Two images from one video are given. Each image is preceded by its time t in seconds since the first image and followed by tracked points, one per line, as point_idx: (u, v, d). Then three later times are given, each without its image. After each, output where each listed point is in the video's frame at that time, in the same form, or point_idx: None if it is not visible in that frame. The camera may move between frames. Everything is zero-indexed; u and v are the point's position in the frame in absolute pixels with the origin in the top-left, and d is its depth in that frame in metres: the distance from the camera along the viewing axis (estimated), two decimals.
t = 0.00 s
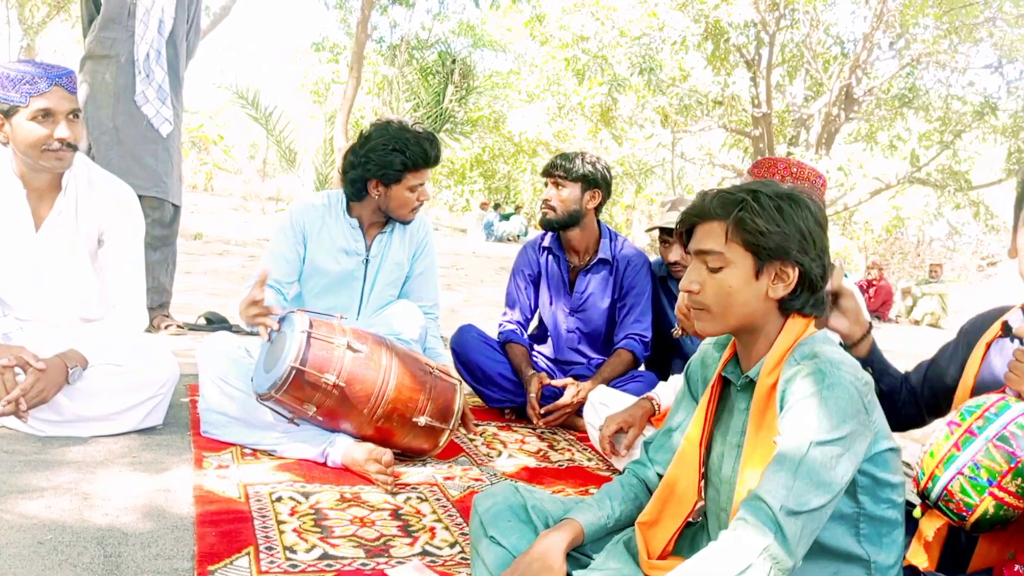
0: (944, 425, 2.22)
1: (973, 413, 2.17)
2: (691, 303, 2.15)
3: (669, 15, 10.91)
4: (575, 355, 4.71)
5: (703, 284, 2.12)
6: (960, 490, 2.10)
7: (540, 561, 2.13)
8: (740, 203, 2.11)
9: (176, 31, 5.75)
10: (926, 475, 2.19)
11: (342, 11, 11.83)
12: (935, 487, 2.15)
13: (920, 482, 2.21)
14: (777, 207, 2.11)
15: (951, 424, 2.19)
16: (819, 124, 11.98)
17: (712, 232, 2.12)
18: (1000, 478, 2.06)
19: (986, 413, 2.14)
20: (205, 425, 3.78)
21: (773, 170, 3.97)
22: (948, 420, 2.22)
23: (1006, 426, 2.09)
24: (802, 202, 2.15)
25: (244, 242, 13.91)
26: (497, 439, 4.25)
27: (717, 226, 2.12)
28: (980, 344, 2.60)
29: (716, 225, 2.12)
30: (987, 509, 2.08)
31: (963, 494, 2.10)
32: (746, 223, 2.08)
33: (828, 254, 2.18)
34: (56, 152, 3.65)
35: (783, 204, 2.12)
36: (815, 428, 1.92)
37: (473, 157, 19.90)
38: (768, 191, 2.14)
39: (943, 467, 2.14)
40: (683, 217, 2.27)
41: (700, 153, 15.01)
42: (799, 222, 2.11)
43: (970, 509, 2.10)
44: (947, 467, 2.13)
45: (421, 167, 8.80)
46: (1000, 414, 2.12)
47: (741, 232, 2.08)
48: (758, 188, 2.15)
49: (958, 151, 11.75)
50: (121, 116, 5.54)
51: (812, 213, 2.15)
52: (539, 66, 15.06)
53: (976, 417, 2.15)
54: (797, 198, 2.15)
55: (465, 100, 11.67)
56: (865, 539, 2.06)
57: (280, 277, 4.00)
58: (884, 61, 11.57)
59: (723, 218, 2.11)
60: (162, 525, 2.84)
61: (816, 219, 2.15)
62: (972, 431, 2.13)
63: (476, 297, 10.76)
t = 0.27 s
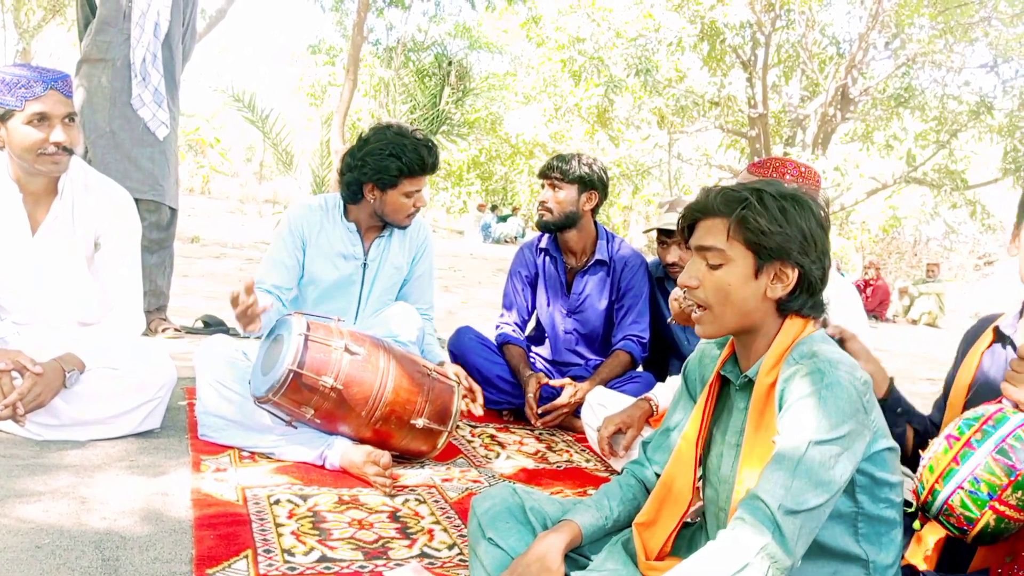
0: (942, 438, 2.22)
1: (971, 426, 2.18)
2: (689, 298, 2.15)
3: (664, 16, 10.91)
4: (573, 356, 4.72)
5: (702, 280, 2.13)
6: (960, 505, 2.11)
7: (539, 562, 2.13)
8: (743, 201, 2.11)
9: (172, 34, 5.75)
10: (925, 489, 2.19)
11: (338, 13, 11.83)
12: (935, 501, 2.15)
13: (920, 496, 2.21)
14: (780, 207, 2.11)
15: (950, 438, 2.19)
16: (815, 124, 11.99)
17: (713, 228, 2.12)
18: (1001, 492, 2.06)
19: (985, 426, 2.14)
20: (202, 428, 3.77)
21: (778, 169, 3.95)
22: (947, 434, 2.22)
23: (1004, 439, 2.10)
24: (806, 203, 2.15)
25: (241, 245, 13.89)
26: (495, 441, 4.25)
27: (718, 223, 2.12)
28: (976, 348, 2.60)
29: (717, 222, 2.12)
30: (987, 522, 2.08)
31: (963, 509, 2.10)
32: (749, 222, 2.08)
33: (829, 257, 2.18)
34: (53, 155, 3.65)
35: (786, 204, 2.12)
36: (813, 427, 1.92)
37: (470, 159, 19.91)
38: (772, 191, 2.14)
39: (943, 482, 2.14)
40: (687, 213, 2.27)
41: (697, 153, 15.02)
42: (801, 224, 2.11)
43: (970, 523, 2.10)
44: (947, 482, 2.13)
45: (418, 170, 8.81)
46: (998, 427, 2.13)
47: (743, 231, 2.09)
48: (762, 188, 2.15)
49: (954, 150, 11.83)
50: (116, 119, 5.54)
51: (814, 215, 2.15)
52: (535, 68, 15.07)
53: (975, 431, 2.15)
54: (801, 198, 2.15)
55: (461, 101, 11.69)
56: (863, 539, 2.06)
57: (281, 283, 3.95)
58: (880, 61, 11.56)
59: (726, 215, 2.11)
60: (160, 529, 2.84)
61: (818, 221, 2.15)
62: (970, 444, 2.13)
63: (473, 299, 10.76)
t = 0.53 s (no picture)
0: (938, 429, 2.23)
1: (966, 417, 2.18)
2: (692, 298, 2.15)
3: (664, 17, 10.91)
4: (572, 357, 4.72)
5: (705, 280, 2.13)
6: (954, 494, 2.11)
7: (539, 563, 2.13)
8: (746, 199, 2.11)
9: (171, 35, 5.75)
10: (921, 480, 2.20)
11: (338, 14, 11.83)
12: (930, 492, 2.16)
13: (916, 487, 2.22)
14: (783, 205, 2.11)
15: (946, 428, 2.20)
16: (815, 125, 12.00)
17: (715, 227, 2.13)
18: (994, 482, 2.06)
19: (979, 417, 2.15)
20: (202, 429, 3.77)
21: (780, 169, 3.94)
22: (943, 424, 2.23)
23: (999, 430, 2.10)
24: (808, 202, 2.15)
25: (241, 246, 13.90)
26: (495, 442, 4.26)
27: (721, 221, 2.12)
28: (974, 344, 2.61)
29: (721, 220, 2.12)
30: (982, 513, 2.08)
31: (958, 498, 2.11)
32: (752, 219, 2.08)
33: (830, 255, 2.18)
34: (52, 157, 3.66)
35: (788, 203, 2.12)
36: (813, 428, 1.92)
37: (470, 160, 19.92)
38: (775, 190, 2.14)
39: (937, 471, 2.15)
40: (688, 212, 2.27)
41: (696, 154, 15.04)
42: (804, 223, 2.11)
43: (965, 514, 2.10)
44: (941, 471, 2.14)
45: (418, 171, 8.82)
46: (993, 418, 2.13)
47: (746, 229, 2.09)
48: (765, 186, 2.15)
49: (953, 151, 11.87)
50: (115, 119, 5.54)
51: (817, 214, 2.15)
52: (535, 69, 15.08)
53: (970, 421, 2.16)
54: (803, 198, 2.15)
55: (461, 103, 11.70)
56: (862, 539, 2.06)
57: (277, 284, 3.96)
58: (879, 62, 11.43)
59: (729, 213, 2.12)
60: (160, 530, 2.84)
61: (819, 219, 2.16)
62: (964, 434, 2.14)
63: (474, 300, 10.77)
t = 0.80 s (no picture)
0: (938, 442, 2.22)
1: (966, 430, 2.18)
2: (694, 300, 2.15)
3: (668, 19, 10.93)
4: (575, 359, 4.72)
5: (707, 281, 2.13)
6: (957, 508, 2.10)
7: (542, 564, 2.13)
8: (748, 201, 2.11)
9: (174, 34, 5.75)
10: (922, 493, 2.19)
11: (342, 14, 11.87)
12: (933, 505, 2.15)
13: (917, 501, 2.21)
14: (784, 207, 2.11)
15: (945, 441, 2.19)
16: (818, 129, 12.01)
17: (717, 229, 2.13)
18: (998, 494, 2.06)
19: (980, 430, 2.15)
20: (206, 429, 3.78)
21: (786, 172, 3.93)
22: (941, 437, 2.22)
23: (1001, 442, 2.10)
24: (808, 205, 2.15)
25: (244, 246, 13.92)
26: (497, 443, 4.26)
27: (724, 223, 2.13)
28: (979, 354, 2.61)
29: (723, 223, 2.13)
30: (985, 525, 2.08)
31: (960, 512, 2.10)
32: (753, 221, 2.08)
33: (831, 258, 2.18)
34: (57, 156, 3.66)
35: (789, 205, 2.12)
36: (816, 432, 1.92)
37: (473, 161, 19.95)
38: (776, 192, 2.14)
39: (939, 484, 2.14)
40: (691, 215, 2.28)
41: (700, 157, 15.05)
42: (805, 224, 2.12)
43: (968, 527, 2.10)
44: (943, 485, 2.13)
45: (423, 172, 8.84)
46: (994, 430, 2.14)
47: (747, 231, 2.09)
48: (766, 188, 2.16)
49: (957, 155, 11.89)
50: (119, 119, 5.55)
51: (817, 217, 2.15)
52: (539, 71, 15.10)
53: (971, 434, 2.16)
54: (803, 200, 2.15)
55: (464, 104, 11.73)
56: (865, 543, 2.06)
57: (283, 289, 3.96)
58: (883, 66, 11.61)
59: (731, 215, 2.12)
60: (163, 529, 2.84)
61: (819, 222, 2.16)
62: (966, 447, 2.13)
63: (477, 301, 10.78)
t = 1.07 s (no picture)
0: (941, 427, 2.23)
1: (969, 414, 2.18)
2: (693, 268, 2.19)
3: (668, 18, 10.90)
4: (576, 358, 4.72)
5: (704, 252, 2.17)
6: (957, 491, 2.11)
7: (541, 563, 2.13)
8: (761, 184, 2.14)
9: (175, 33, 5.75)
10: (924, 478, 2.20)
11: (342, 13, 11.85)
12: (933, 490, 2.16)
13: (920, 485, 2.22)
14: (798, 198, 2.12)
15: (949, 426, 2.20)
16: (819, 128, 11.99)
17: (728, 205, 2.17)
18: (997, 478, 2.06)
19: (981, 415, 2.15)
20: (205, 428, 3.78)
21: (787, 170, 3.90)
22: (946, 422, 2.23)
23: (1002, 426, 2.09)
24: (826, 203, 2.15)
25: (244, 245, 13.91)
26: (497, 442, 4.26)
27: (735, 202, 2.16)
28: (979, 349, 2.60)
29: (735, 201, 2.16)
30: (984, 510, 2.08)
31: (960, 495, 2.11)
32: (761, 203, 2.11)
33: (840, 260, 2.16)
34: (57, 155, 3.66)
35: (805, 197, 2.12)
36: (811, 423, 1.92)
37: (473, 160, 19.94)
38: (794, 182, 2.15)
39: (940, 469, 2.15)
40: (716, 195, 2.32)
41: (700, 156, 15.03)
42: (812, 219, 2.11)
43: (967, 511, 2.11)
44: (943, 469, 2.14)
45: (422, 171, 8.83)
46: (995, 415, 2.12)
47: (753, 212, 2.12)
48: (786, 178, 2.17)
49: (957, 154, 11.88)
50: (120, 118, 5.55)
51: (830, 216, 2.14)
52: (539, 69, 15.09)
53: (972, 419, 2.16)
54: (821, 198, 2.15)
55: (464, 103, 11.74)
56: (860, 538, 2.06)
57: (284, 285, 3.97)
58: (884, 65, 11.48)
59: (743, 194, 2.15)
60: (163, 528, 2.84)
61: (835, 224, 2.14)
62: (967, 432, 2.14)
63: (477, 300, 10.78)
